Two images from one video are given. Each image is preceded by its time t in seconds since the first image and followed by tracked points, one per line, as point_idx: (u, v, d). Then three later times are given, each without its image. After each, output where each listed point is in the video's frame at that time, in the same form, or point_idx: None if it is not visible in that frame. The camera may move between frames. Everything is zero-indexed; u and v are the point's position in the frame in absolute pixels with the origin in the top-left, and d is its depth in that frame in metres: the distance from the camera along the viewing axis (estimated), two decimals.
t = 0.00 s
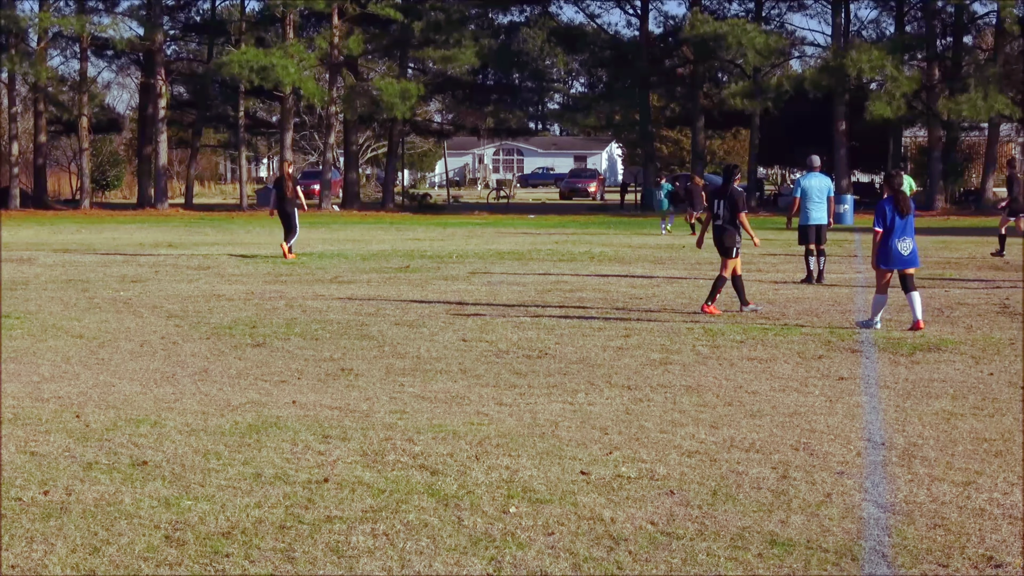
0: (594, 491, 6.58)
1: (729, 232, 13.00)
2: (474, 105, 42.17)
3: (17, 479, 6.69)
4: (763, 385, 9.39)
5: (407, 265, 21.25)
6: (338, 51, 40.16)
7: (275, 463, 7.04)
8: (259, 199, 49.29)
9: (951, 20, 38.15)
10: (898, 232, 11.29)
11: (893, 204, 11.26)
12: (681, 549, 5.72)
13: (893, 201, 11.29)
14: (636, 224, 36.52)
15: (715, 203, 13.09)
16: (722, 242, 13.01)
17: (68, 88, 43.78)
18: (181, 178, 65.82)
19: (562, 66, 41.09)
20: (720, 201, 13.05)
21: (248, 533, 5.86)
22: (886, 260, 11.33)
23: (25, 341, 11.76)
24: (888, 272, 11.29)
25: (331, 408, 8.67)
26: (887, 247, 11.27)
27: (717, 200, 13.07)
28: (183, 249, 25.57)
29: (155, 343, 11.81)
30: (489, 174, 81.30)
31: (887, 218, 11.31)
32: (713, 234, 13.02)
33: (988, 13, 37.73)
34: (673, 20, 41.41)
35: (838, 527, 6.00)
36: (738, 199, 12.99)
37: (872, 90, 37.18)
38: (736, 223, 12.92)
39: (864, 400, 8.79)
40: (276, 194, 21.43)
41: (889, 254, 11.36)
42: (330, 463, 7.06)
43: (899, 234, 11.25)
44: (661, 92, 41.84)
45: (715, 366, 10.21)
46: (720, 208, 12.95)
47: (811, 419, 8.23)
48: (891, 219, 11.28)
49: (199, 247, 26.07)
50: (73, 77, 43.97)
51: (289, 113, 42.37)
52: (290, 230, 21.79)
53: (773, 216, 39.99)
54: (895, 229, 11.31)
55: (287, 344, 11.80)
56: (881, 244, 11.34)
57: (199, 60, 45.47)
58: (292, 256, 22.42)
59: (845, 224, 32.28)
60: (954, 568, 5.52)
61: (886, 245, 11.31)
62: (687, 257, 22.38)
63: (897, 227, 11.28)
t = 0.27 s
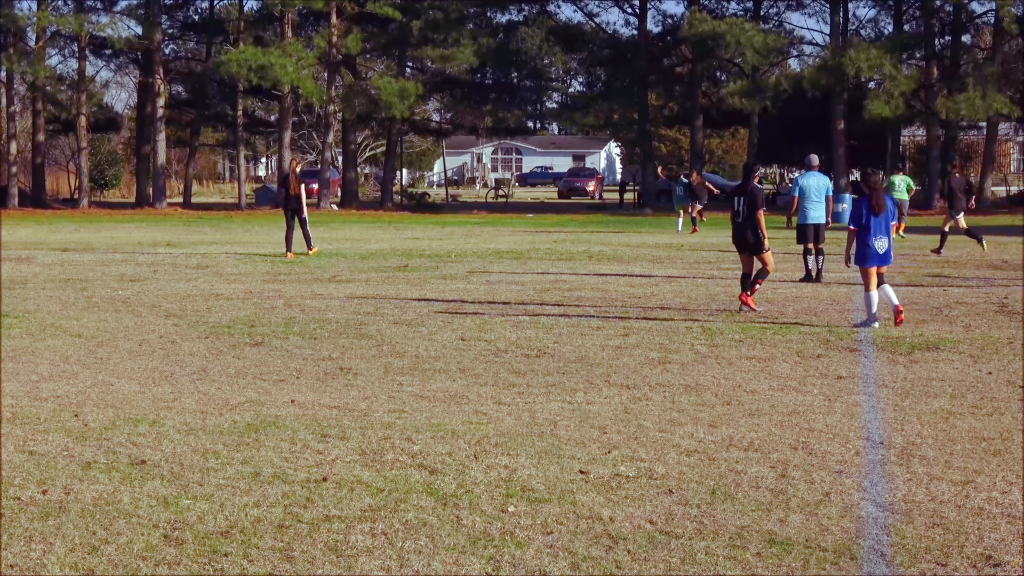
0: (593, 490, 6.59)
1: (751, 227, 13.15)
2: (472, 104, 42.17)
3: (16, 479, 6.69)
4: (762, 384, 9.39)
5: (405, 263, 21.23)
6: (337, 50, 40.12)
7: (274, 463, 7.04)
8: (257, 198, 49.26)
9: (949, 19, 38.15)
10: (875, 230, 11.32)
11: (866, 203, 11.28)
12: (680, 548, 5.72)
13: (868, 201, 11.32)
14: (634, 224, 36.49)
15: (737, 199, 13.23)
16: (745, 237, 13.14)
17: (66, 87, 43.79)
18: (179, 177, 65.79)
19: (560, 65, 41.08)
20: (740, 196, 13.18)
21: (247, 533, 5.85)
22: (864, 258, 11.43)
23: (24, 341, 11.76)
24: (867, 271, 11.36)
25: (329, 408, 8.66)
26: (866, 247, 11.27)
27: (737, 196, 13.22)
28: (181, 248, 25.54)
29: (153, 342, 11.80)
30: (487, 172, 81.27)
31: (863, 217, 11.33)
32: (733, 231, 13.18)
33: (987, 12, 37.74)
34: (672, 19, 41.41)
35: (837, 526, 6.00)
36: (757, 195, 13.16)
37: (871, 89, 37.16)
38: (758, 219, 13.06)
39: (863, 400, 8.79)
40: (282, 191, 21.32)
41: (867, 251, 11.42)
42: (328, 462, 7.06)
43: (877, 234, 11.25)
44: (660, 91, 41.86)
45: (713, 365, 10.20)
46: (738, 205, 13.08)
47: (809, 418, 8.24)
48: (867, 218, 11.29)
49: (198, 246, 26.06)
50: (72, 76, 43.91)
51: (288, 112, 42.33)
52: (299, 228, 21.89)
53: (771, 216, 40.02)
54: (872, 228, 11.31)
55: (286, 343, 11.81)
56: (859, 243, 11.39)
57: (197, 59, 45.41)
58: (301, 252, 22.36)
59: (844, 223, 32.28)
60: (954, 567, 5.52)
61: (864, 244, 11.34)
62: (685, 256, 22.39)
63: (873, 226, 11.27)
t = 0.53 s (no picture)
0: (593, 490, 6.59)
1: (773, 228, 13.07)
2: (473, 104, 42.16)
3: (17, 479, 6.69)
4: (762, 384, 9.39)
5: (406, 263, 21.24)
6: (337, 50, 40.11)
7: (275, 463, 7.04)
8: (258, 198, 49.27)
9: (950, 19, 38.13)
10: (860, 231, 11.34)
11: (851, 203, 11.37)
12: (681, 548, 5.71)
13: (852, 202, 11.41)
14: (635, 224, 36.47)
15: (758, 199, 13.07)
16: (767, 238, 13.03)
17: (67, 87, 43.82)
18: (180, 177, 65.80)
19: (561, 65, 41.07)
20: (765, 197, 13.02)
21: (248, 533, 5.86)
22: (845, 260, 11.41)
23: (25, 340, 11.76)
24: (853, 273, 11.28)
25: (330, 407, 8.66)
26: (849, 247, 11.25)
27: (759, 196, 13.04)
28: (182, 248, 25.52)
29: (154, 342, 11.80)
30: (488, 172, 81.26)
31: (848, 217, 11.38)
32: (755, 232, 12.99)
33: (988, 11, 37.73)
34: (673, 18, 41.40)
35: (838, 526, 5.99)
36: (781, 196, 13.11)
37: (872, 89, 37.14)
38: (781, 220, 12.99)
39: (863, 399, 8.79)
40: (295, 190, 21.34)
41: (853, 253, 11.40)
42: (329, 462, 7.05)
43: (862, 234, 11.23)
44: (661, 90, 41.87)
45: (714, 365, 10.19)
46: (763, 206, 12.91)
47: (810, 417, 8.24)
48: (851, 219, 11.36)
49: (198, 246, 26.07)
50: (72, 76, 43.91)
51: (289, 112, 42.33)
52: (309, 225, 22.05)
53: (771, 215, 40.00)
54: (857, 228, 11.32)
55: (287, 343, 11.81)
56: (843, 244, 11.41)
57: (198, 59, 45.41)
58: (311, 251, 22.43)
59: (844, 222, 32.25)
60: (954, 567, 5.52)
61: (849, 245, 11.32)
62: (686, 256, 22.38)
63: (858, 225, 11.30)
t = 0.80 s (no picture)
0: (595, 489, 6.59)
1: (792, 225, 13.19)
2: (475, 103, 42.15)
3: (19, 478, 6.70)
4: (764, 383, 9.39)
5: (408, 263, 21.25)
6: (339, 49, 40.10)
7: (277, 462, 7.04)
8: (260, 197, 49.28)
9: (952, 19, 38.09)
10: (842, 230, 11.62)
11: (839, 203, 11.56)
12: (682, 547, 5.71)
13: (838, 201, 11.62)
14: (636, 223, 36.45)
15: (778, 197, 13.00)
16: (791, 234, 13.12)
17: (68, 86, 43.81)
18: (182, 176, 65.82)
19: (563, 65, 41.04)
20: (784, 196, 13.02)
21: (249, 532, 5.86)
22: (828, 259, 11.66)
23: (27, 339, 11.77)
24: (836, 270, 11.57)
25: (332, 407, 8.65)
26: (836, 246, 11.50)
27: (780, 193, 12.98)
28: (183, 247, 25.52)
29: (156, 341, 11.79)
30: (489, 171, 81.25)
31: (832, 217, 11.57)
32: (783, 231, 12.96)
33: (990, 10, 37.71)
34: (675, 18, 41.39)
35: (840, 525, 5.99)
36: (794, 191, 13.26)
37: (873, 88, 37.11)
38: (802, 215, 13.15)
39: (865, 399, 8.80)
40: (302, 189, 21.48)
41: (830, 250, 11.71)
42: (330, 462, 7.05)
43: (846, 234, 11.55)
44: (662, 90, 41.87)
45: (716, 364, 10.19)
46: (788, 204, 12.90)
47: (812, 417, 8.24)
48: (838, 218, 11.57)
49: (200, 246, 26.07)
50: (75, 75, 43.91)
51: (291, 111, 42.33)
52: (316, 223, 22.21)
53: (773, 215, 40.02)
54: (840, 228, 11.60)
55: (288, 342, 11.83)
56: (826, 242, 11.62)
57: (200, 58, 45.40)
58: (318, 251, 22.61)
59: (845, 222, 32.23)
60: (956, 566, 5.52)
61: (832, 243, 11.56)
62: (688, 255, 22.36)
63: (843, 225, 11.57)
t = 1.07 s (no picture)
0: (601, 489, 6.59)
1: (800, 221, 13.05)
2: (480, 103, 42.13)
3: (26, 477, 6.72)
4: (770, 383, 9.39)
5: (413, 262, 21.27)
6: (345, 49, 40.13)
7: (283, 461, 7.04)
8: (265, 196, 49.33)
9: (958, 18, 38.04)
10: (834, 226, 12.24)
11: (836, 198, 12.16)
12: (688, 547, 5.71)
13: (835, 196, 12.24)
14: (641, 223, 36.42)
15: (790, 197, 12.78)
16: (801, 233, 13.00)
17: (74, 85, 43.85)
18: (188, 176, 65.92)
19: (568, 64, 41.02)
20: (795, 195, 12.81)
21: (255, 532, 5.87)
22: (825, 252, 12.18)
23: (33, 339, 11.80)
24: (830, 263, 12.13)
25: (338, 407, 8.66)
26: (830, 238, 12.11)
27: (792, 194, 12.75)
28: (188, 247, 25.55)
29: (162, 341, 11.82)
30: (495, 171, 81.27)
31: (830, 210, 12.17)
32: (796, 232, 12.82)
33: (996, 9, 37.65)
34: (680, 17, 41.38)
35: (846, 525, 5.99)
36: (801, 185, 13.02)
37: (879, 87, 37.05)
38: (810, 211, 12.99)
39: (871, 399, 8.78)
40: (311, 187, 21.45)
41: (822, 246, 12.24)
42: (336, 462, 7.06)
43: (840, 230, 12.16)
44: (668, 89, 41.85)
45: (721, 364, 10.18)
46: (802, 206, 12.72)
47: (818, 417, 8.23)
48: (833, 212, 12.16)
49: (206, 246, 26.10)
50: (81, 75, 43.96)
51: (296, 111, 42.35)
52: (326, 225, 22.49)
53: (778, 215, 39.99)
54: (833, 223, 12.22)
55: (294, 342, 11.85)
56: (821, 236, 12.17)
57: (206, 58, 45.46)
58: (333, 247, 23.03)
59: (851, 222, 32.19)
60: (961, 566, 5.52)
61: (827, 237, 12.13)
62: (694, 255, 22.34)
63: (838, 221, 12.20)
